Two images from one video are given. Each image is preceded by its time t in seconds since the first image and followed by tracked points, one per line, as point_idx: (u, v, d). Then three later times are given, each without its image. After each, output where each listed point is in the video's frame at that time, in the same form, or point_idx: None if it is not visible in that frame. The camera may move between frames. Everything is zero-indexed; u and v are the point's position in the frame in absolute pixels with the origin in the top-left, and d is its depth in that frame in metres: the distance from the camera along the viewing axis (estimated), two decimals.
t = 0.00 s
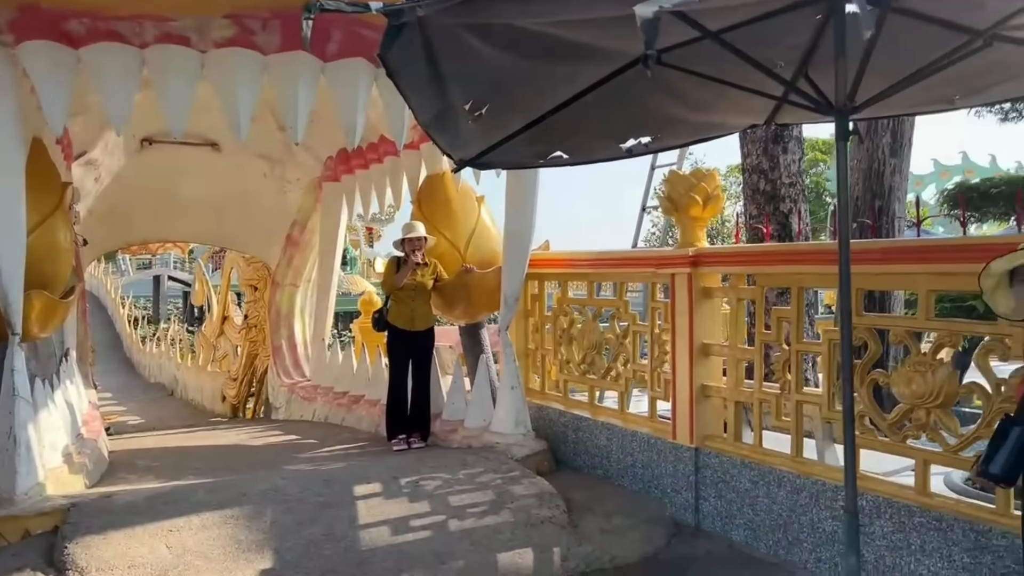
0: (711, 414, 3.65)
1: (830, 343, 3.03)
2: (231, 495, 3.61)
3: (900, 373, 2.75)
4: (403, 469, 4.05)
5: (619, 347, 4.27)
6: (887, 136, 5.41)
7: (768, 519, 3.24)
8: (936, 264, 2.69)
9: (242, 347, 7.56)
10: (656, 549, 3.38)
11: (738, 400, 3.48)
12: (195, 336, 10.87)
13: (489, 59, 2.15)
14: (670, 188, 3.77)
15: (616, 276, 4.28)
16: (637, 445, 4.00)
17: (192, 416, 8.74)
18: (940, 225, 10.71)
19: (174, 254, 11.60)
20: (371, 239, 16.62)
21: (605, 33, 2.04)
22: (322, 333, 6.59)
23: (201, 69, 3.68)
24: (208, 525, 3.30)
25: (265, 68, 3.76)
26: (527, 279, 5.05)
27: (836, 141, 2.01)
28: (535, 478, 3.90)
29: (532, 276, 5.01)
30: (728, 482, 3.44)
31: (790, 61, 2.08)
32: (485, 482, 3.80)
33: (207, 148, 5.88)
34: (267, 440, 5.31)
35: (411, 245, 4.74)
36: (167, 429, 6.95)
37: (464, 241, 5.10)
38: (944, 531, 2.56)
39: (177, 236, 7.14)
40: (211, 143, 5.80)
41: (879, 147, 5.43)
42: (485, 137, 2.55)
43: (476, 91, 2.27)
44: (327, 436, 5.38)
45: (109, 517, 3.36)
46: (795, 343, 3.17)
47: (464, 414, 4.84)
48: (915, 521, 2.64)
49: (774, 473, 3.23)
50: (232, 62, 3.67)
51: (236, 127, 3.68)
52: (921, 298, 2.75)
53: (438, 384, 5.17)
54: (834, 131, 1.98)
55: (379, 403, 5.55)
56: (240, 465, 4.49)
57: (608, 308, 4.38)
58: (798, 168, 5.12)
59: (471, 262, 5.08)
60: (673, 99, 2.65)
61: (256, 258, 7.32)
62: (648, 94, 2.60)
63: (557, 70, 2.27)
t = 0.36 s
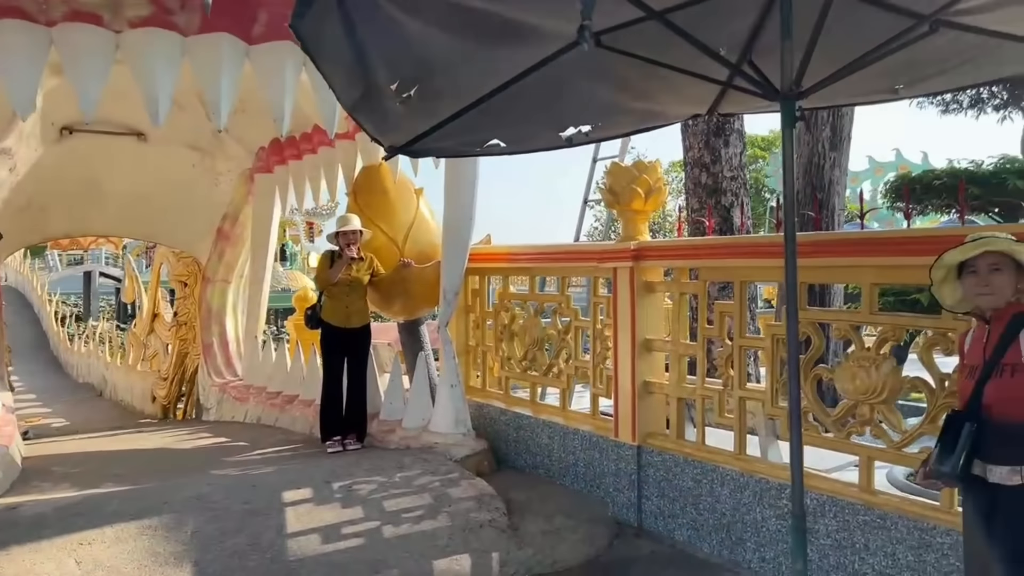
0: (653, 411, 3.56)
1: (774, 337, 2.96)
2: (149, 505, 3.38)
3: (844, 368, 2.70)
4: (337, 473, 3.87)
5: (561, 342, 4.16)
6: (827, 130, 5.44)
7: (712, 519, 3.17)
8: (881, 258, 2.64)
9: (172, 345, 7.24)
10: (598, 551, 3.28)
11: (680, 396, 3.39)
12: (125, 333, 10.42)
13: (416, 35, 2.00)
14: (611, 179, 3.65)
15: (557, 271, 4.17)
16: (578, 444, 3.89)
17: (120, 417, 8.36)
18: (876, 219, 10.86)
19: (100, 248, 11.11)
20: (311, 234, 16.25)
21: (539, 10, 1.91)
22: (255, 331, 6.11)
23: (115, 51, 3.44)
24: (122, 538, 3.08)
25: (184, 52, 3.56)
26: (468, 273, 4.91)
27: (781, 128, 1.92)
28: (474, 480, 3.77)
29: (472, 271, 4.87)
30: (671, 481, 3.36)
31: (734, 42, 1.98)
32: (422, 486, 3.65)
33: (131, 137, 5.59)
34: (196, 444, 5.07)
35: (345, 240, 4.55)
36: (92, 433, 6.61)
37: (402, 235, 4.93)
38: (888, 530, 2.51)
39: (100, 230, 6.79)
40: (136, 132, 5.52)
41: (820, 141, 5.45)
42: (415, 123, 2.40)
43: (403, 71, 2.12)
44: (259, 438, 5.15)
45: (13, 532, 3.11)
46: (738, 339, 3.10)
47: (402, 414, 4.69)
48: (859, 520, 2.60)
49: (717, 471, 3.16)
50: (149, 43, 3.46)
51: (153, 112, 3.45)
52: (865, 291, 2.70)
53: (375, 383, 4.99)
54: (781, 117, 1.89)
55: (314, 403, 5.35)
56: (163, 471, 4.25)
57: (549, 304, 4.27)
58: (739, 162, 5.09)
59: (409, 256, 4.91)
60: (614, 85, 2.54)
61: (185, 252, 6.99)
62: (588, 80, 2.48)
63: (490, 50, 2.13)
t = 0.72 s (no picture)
0: (596, 412, 3.46)
1: (719, 337, 2.87)
2: (58, 521, 3.14)
3: (790, 369, 2.63)
4: (266, 482, 3.67)
5: (502, 342, 4.03)
6: (769, 125, 5.41)
7: (656, 523, 3.07)
8: (827, 255, 2.57)
9: (96, 345, 6.75)
10: (540, 559, 3.16)
11: (624, 397, 3.29)
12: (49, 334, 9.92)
13: (335, 13, 1.84)
14: (552, 174, 3.53)
15: (498, 268, 4.04)
16: (520, 447, 3.76)
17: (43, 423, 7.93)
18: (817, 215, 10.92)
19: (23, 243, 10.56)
20: (249, 230, 15.76)
21: None
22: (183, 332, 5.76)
23: (17, 32, 3.22)
24: (25, 558, 2.85)
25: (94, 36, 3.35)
26: (406, 271, 4.74)
27: (728, 119, 1.81)
28: (412, 487, 3.61)
29: (411, 269, 4.71)
30: (614, 485, 3.26)
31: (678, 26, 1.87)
32: (356, 495, 3.48)
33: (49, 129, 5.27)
34: (118, 451, 4.79)
35: (276, 236, 4.34)
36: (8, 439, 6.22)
37: (337, 231, 4.74)
38: (835, 533, 2.45)
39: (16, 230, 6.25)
40: (54, 121, 5.19)
41: (761, 136, 5.43)
42: (340, 109, 2.24)
43: (322, 52, 1.96)
44: (187, 444, 4.90)
45: None
46: (682, 338, 3.01)
47: (337, 418, 4.50)
48: (805, 524, 2.53)
49: (661, 474, 3.07)
50: (56, 23, 3.22)
51: (61, 97, 3.18)
52: (811, 289, 2.63)
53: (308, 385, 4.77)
54: (727, 107, 1.79)
55: (245, 406, 5.15)
56: (79, 482, 3.99)
57: (491, 303, 4.14)
58: (682, 158, 5.02)
59: (344, 253, 4.71)
60: (553, 73, 2.41)
61: (110, 249, 6.39)
62: (526, 68, 2.35)
63: (419, 32, 1.98)
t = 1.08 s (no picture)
0: (557, 410, 3.37)
1: (683, 333, 2.80)
2: None
3: (756, 364, 2.58)
4: (212, 486, 3.51)
5: (459, 339, 3.92)
6: (727, 119, 5.39)
7: (619, 524, 3.00)
8: (794, 248, 2.51)
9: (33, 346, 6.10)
10: (501, 562, 3.06)
11: (586, 395, 3.21)
12: None
13: None
14: (512, 166, 3.39)
15: (456, 263, 3.93)
16: (479, 446, 3.65)
17: None
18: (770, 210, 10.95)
19: None
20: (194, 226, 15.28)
21: None
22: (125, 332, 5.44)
23: None
24: None
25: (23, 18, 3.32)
26: (360, 267, 4.60)
27: (700, 104, 1.73)
28: (366, 489, 3.48)
29: (365, 264, 4.57)
30: (576, 485, 3.17)
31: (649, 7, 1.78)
32: (308, 499, 3.33)
33: None
34: (54, 454, 4.53)
35: (221, 230, 4.18)
36: None
37: (286, 225, 4.57)
38: (803, 532, 2.40)
39: None
40: None
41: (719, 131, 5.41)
42: (288, 91, 2.10)
43: (270, 28, 1.83)
44: (128, 447, 4.66)
45: None
46: (646, 334, 2.94)
47: (287, 419, 4.34)
48: (773, 523, 2.48)
49: (625, 473, 2.99)
50: None
51: None
52: (778, 282, 2.58)
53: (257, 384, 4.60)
54: (701, 92, 1.70)
55: (190, 408, 4.98)
56: (10, 490, 3.76)
57: (448, 299, 4.02)
58: (641, 152, 4.96)
59: (294, 248, 4.55)
60: (516, 58, 2.31)
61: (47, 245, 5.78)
62: (487, 53, 2.25)
63: (375, 10, 1.87)
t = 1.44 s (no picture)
0: (541, 414, 3.29)
1: (673, 336, 2.74)
2: None
3: (748, 367, 2.52)
4: (182, 496, 3.37)
5: (438, 341, 3.83)
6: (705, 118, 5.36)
7: (607, 531, 2.93)
8: (787, 249, 2.46)
9: None
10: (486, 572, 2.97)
11: (571, 399, 3.13)
12: None
13: None
14: (494, 164, 3.32)
15: (435, 264, 3.83)
16: (459, 451, 3.56)
17: None
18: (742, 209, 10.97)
19: None
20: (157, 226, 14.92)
21: None
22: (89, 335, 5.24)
23: None
24: None
25: None
26: (334, 267, 4.48)
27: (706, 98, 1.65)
28: (344, 497, 3.37)
29: (339, 265, 4.45)
30: (562, 491, 3.10)
31: None
32: (283, 509, 3.21)
33: None
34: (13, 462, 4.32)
35: (191, 229, 4.01)
36: None
37: (257, 224, 4.43)
38: (799, 540, 2.35)
39: None
40: None
41: (697, 130, 5.38)
42: (268, 83, 1.99)
43: (252, 15, 1.72)
44: (92, 455, 4.48)
45: None
46: (633, 336, 2.88)
47: (259, 425, 4.21)
48: (767, 531, 2.42)
49: (612, 480, 2.92)
50: None
51: None
52: (771, 284, 2.52)
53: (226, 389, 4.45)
54: (707, 88, 1.63)
55: (157, 413, 4.82)
56: None
57: (426, 300, 3.93)
58: (620, 150, 4.91)
59: (265, 248, 4.41)
60: (504, 52, 2.23)
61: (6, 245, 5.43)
62: (476, 48, 2.17)
63: None
